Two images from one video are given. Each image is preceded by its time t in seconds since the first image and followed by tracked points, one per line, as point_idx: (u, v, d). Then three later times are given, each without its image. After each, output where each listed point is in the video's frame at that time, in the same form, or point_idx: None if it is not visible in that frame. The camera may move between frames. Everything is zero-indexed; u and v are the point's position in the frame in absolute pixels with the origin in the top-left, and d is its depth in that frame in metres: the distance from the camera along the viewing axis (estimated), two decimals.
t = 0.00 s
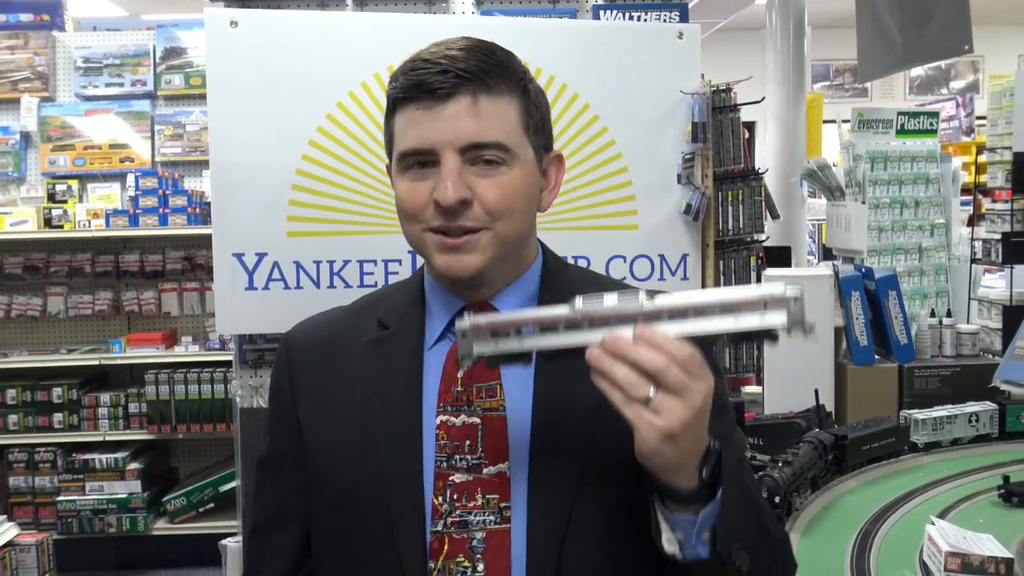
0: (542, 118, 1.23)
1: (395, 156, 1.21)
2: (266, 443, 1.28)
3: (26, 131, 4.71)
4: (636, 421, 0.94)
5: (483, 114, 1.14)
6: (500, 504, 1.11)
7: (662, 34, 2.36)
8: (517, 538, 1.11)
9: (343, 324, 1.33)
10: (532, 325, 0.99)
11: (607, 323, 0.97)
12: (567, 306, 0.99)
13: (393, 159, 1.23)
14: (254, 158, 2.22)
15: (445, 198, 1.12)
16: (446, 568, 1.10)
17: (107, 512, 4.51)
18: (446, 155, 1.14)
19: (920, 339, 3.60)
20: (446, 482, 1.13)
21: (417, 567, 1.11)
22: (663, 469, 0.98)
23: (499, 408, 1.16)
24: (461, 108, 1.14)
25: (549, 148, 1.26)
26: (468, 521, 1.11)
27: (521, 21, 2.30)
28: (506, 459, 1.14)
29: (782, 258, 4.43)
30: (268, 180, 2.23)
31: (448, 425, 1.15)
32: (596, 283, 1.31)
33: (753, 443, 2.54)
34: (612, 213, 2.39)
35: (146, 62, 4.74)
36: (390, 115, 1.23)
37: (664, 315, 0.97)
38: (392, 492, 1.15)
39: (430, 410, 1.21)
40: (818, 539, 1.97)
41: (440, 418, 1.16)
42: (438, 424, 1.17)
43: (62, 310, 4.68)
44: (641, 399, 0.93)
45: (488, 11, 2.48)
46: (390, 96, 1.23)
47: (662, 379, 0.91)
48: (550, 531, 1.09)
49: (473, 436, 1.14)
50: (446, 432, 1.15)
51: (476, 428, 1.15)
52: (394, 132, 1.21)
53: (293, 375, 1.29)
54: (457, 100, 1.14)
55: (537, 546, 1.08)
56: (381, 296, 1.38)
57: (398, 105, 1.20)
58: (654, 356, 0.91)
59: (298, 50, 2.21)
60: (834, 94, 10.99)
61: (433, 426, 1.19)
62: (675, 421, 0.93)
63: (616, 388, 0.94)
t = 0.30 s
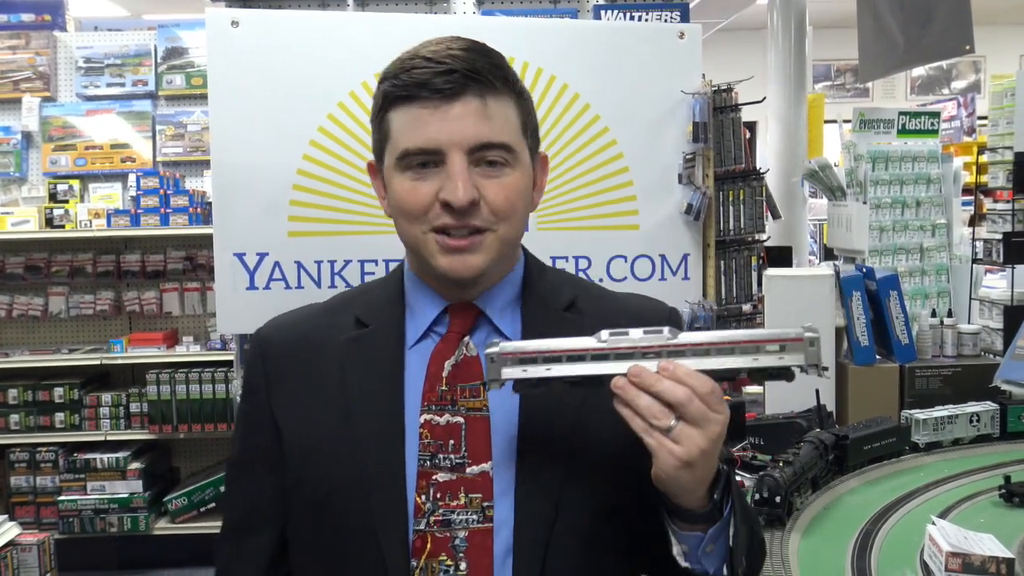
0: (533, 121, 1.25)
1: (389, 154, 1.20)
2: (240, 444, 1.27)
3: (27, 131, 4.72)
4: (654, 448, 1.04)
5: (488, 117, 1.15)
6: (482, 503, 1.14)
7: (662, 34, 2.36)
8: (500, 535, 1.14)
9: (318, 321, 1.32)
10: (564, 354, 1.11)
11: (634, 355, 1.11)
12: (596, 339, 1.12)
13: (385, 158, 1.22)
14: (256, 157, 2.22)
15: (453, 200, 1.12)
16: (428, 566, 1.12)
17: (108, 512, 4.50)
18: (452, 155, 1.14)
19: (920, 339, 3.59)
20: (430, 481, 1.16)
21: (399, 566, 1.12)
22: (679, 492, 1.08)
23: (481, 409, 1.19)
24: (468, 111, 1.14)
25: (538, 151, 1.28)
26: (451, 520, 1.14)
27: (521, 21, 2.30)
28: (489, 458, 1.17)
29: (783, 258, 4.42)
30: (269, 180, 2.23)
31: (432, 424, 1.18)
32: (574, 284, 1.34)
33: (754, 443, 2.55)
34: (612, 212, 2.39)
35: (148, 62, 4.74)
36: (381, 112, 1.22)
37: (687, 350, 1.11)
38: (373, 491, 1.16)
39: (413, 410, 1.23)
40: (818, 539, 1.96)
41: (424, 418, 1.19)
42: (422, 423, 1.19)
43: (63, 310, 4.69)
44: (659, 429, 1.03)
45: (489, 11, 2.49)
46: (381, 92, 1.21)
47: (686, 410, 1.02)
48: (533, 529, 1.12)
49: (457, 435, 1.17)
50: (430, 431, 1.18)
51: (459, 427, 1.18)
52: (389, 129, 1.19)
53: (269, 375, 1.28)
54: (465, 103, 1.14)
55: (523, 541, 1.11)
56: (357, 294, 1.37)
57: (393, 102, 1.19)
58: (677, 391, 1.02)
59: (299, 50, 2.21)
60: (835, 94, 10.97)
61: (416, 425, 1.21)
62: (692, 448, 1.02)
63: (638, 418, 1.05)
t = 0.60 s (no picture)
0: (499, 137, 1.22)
1: (384, 188, 1.10)
2: (183, 485, 1.14)
3: (30, 131, 4.72)
4: (693, 411, 1.11)
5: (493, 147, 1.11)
6: (479, 513, 1.15)
7: (663, 35, 2.37)
8: (500, 539, 1.16)
9: (262, 345, 1.19)
10: (615, 332, 1.14)
11: (673, 329, 1.18)
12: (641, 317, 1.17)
13: (371, 186, 1.11)
14: (257, 157, 2.22)
15: (476, 238, 1.07)
16: None
17: (110, 511, 4.51)
18: (469, 192, 1.08)
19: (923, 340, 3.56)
20: (427, 499, 1.14)
21: None
22: (698, 450, 1.17)
23: (465, 420, 1.19)
24: (482, 143, 1.10)
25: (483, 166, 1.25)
26: (453, 534, 1.13)
27: (522, 21, 2.31)
28: (478, 469, 1.17)
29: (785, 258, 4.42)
30: (271, 179, 2.23)
31: (423, 443, 1.16)
32: (517, 286, 1.38)
33: (755, 443, 2.56)
34: (614, 214, 2.39)
35: (150, 62, 4.75)
36: (364, 139, 1.10)
37: (712, 322, 1.22)
38: (376, 527, 1.10)
39: (394, 428, 1.19)
40: (819, 539, 1.96)
41: (415, 436, 1.16)
42: (411, 442, 1.17)
43: (65, 310, 4.69)
44: (699, 393, 1.10)
45: (490, 11, 2.48)
46: (368, 119, 1.10)
47: (724, 375, 1.10)
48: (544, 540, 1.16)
49: (448, 451, 1.16)
50: (423, 450, 1.16)
51: (448, 442, 1.17)
52: (383, 161, 1.09)
53: (215, 407, 1.15)
54: (476, 136, 1.09)
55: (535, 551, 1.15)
56: (294, 310, 1.26)
57: (388, 131, 1.09)
58: (716, 357, 1.10)
59: (300, 50, 2.21)
60: (837, 94, 10.98)
61: (401, 444, 1.18)
62: (726, 407, 1.11)
63: (677, 383, 1.12)
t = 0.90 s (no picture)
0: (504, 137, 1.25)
1: (413, 182, 1.10)
2: (249, 487, 1.04)
3: (33, 132, 4.73)
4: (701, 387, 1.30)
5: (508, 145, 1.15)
6: (516, 491, 1.19)
7: (665, 36, 2.37)
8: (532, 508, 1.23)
9: (295, 340, 1.15)
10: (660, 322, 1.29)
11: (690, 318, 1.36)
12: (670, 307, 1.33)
13: (398, 181, 1.11)
14: (259, 158, 2.23)
15: (504, 231, 1.12)
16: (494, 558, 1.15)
17: (113, 511, 4.51)
18: (494, 189, 1.13)
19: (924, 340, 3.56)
20: (478, 482, 1.16)
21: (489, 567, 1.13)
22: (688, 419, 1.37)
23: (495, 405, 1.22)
24: (501, 140, 1.14)
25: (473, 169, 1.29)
26: (498, 512, 1.17)
27: (523, 22, 2.31)
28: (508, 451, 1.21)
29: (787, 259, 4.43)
30: (273, 180, 2.24)
31: (470, 428, 1.18)
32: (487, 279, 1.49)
33: (756, 443, 2.56)
34: (616, 214, 2.40)
35: (152, 63, 4.76)
36: (392, 135, 1.10)
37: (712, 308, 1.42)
38: (451, 509, 1.11)
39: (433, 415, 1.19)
40: (820, 539, 1.97)
41: (463, 422, 1.18)
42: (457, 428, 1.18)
43: (68, 310, 4.70)
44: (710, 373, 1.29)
45: (492, 12, 2.48)
46: (395, 117, 1.10)
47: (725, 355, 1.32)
48: (566, 512, 1.27)
49: (489, 434, 1.19)
50: (470, 434, 1.18)
51: (488, 427, 1.20)
52: (413, 157, 1.10)
53: (275, 406, 1.07)
54: (496, 134, 1.13)
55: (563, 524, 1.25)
56: (304, 317, 1.20)
57: (418, 127, 1.10)
58: (723, 341, 1.31)
59: (302, 51, 2.22)
60: (839, 94, 10.98)
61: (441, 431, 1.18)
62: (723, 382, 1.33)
63: (691, 362, 1.30)
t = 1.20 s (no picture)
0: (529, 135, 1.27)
1: (482, 155, 1.11)
2: (406, 431, 1.00)
3: (32, 131, 4.73)
4: (740, 368, 1.42)
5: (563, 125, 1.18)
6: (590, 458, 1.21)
7: (665, 36, 2.37)
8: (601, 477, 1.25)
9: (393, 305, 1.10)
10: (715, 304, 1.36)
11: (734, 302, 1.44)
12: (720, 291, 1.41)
13: (464, 156, 1.12)
14: (258, 158, 2.23)
15: (564, 204, 1.14)
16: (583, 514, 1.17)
17: (112, 511, 4.52)
18: (555, 164, 1.15)
19: (921, 340, 3.53)
20: (564, 445, 1.17)
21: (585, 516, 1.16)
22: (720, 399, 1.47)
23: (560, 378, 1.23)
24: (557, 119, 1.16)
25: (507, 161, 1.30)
26: (581, 476, 1.18)
27: (522, 22, 2.31)
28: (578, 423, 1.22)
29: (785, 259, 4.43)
30: (273, 183, 2.24)
31: (553, 396, 1.18)
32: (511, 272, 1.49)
33: (753, 443, 2.56)
34: (616, 214, 2.40)
35: (152, 63, 4.77)
36: (460, 112, 1.12)
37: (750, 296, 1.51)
38: (555, 457, 1.14)
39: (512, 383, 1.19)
40: (815, 539, 1.97)
41: (547, 392, 1.18)
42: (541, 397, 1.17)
43: (67, 310, 4.70)
44: (751, 353, 1.41)
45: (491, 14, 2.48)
46: (466, 93, 1.12)
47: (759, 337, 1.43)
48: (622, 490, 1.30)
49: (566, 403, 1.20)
50: (554, 402, 1.18)
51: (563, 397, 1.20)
52: (483, 130, 1.11)
53: (408, 353, 1.03)
54: (556, 112, 1.16)
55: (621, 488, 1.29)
56: (375, 291, 1.15)
57: (489, 103, 1.11)
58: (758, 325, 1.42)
59: (301, 51, 2.22)
60: (839, 95, 11.00)
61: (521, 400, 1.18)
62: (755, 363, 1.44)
63: (735, 345, 1.41)
